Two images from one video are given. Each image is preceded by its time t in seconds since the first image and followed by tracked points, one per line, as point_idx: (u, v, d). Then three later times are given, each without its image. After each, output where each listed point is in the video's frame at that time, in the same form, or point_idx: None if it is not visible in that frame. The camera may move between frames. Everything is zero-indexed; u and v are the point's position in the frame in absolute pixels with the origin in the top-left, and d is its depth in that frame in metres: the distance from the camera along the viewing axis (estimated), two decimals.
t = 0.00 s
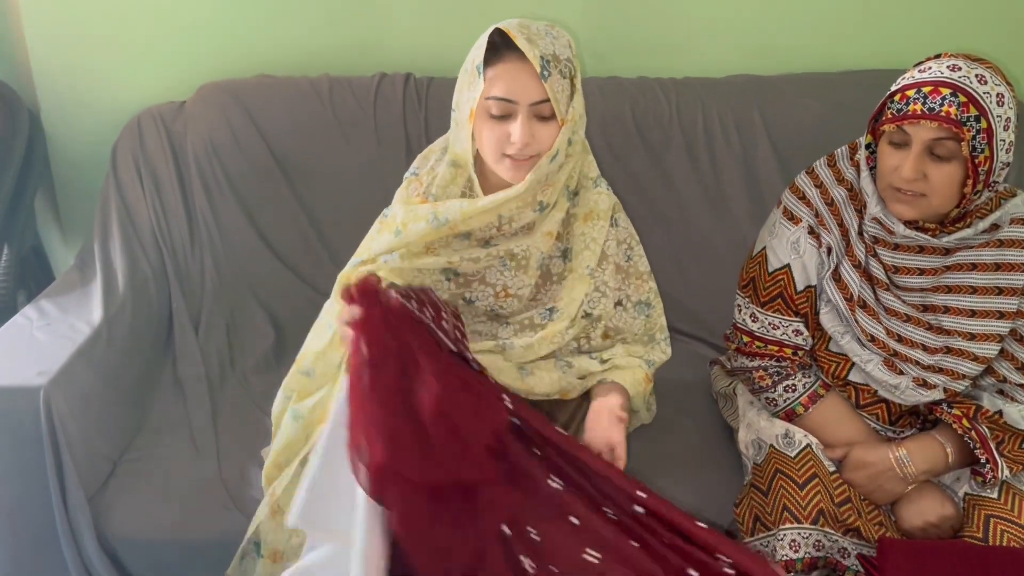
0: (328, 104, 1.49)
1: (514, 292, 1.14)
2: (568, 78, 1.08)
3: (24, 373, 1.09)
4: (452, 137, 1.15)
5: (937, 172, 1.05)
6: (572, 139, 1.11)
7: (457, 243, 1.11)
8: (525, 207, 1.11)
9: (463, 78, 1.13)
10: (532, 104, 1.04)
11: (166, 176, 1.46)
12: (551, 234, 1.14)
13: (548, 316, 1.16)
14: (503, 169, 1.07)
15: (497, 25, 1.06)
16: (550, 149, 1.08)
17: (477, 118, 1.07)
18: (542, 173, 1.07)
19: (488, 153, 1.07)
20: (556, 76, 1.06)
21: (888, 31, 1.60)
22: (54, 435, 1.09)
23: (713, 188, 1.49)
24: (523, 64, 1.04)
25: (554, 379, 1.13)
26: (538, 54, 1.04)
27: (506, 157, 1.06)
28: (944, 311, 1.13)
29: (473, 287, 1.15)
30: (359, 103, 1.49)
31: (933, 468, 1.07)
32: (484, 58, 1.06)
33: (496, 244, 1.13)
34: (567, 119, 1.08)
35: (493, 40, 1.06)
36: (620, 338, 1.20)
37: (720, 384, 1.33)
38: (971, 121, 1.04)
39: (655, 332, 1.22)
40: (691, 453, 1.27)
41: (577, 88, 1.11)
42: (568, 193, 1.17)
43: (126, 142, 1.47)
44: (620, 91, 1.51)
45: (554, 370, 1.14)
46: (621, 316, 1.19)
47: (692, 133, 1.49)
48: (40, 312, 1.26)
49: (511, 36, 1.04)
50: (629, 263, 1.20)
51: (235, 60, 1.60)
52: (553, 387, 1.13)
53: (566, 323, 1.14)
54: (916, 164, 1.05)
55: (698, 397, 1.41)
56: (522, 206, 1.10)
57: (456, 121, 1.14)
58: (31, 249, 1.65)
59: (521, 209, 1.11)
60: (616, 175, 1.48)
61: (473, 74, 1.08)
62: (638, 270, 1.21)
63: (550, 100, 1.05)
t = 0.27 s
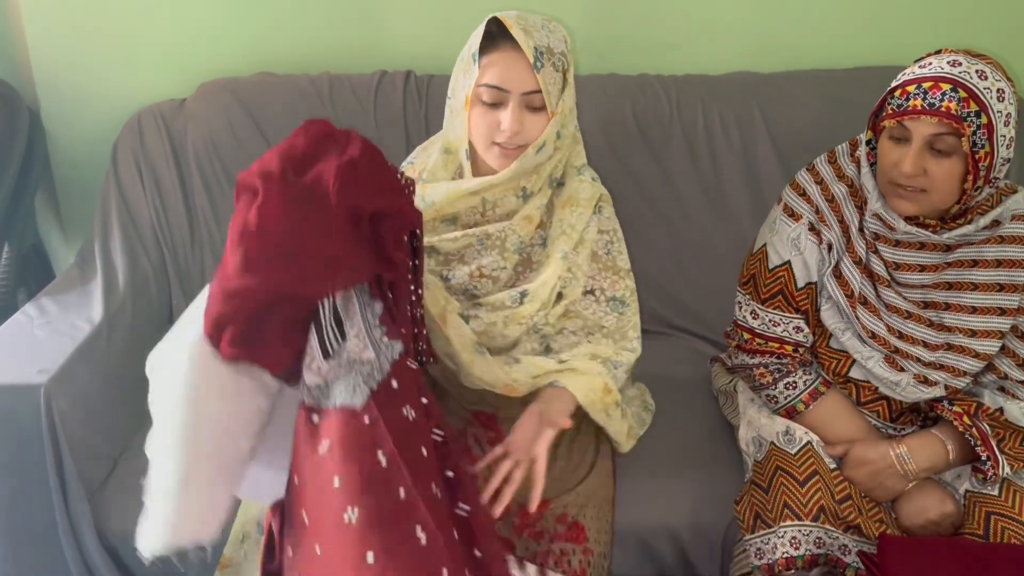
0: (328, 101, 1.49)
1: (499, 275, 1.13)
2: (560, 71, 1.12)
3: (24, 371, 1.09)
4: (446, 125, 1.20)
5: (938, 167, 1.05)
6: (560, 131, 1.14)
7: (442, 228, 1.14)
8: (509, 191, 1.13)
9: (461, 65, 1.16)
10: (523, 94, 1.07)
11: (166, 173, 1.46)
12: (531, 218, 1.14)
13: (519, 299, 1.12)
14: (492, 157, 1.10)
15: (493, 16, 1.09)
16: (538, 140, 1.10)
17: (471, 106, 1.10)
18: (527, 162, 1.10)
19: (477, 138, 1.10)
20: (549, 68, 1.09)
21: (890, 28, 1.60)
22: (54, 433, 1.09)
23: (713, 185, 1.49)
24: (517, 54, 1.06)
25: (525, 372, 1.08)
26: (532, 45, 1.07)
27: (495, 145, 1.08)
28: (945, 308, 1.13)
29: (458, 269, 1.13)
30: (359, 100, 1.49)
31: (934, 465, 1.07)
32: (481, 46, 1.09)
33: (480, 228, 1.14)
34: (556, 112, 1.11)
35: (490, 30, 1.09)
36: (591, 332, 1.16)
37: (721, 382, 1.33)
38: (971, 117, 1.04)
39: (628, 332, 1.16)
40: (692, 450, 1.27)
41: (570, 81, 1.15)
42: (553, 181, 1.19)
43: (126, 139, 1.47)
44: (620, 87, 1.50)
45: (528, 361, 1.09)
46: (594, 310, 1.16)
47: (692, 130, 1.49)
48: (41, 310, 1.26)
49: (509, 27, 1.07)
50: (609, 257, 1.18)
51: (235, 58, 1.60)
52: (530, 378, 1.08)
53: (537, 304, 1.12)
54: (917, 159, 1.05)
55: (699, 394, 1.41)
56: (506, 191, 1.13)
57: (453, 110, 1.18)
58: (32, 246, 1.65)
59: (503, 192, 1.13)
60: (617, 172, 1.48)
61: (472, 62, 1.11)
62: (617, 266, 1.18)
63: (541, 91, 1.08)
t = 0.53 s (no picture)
0: (328, 100, 1.49)
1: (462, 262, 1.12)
2: (544, 76, 1.12)
3: (25, 369, 1.10)
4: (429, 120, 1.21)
5: (937, 164, 1.05)
6: (542, 135, 1.13)
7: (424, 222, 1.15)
8: (485, 186, 1.13)
9: (448, 63, 1.17)
10: (504, 97, 1.08)
11: (166, 169, 1.46)
12: (499, 214, 1.13)
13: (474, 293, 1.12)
14: (472, 154, 1.11)
15: (478, 17, 1.10)
16: (516, 142, 1.11)
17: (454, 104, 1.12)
18: (502, 163, 1.10)
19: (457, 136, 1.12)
20: (531, 73, 1.09)
21: (891, 26, 1.60)
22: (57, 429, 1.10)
23: (714, 183, 1.48)
24: (498, 58, 1.08)
25: (454, 359, 1.04)
26: (513, 51, 1.07)
27: (474, 144, 1.10)
28: (946, 306, 1.13)
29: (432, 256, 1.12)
30: (358, 98, 1.49)
31: (935, 463, 1.07)
32: (466, 46, 1.11)
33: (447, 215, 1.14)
34: (536, 116, 1.11)
35: (474, 31, 1.11)
36: (530, 324, 1.10)
37: (721, 379, 1.33)
38: (971, 113, 1.03)
39: (575, 332, 1.11)
40: (692, 448, 1.27)
41: (554, 87, 1.14)
42: (530, 177, 1.16)
43: (127, 136, 1.47)
44: (619, 85, 1.50)
45: (460, 350, 1.05)
46: (547, 310, 1.10)
47: (693, 128, 1.49)
48: (42, 307, 1.27)
49: (489, 29, 1.08)
50: (569, 253, 1.13)
51: (235, 56, 1.60)
52: (458, 363, 1.04)
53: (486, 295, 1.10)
54: (916, 156, 1.05)
55: (701, 392, 1.41)
56: (481, 185, 1.13)
57: (441, 100, 1.18)
58: (32, 244, 1.65)
59: (479, 185, 1.12)
60: (617, 170, 1.48)
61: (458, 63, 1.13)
62: (575, 265, 1.12)
63: (521, 95, 1.09)
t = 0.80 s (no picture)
0: (329, 99, 1.48)
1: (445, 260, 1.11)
2: (533, 78, 1.11)
3: (27, 366, 1.10)
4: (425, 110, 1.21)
5: (939, 161, 1.05)
6: (530, 135, 1.12)
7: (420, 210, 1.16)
8: (473, 182, 1.13)
9: (441, 60, 1.16)
10: (490, 99, 1.07)
11: (169, 168, 1.46)
12: (480, 204, 1.12)
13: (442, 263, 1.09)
14: (460, 153, 1.12)
15: (466, 16, 1.08)
16: (504, 142, 1.11)
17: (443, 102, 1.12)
18: (488, 164, 1.10)
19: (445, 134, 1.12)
20: (519, 74, 1.08)
21: (892, 24, 1.60)
22: (58, 427, 1.10)
23: (715, 181, 1.48)
24: (486, 60, 1.06)
25: (411, 280, 0.94)
26: (501, 53, 1.06)
27: (461, 144, 1.10)
28: (948, 303, 1.13)
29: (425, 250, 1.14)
30: (359, 97, 1.49)
31: (937, 460, 1.07)
32: (454, 46, 1.10)
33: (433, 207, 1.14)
34: (524, 116, 1.10)
35: (463, 31, 1.10)
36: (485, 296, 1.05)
37: (723, 377, 1.34)
38: (972, 111, 1.03)
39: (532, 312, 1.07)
40: (695, 445, 1.27)
41: (544, 88, 1.12)
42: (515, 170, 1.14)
43: (129, 134, 1.47)
44: (620, 83, 1.50)
45: (421, 268, 0.96)
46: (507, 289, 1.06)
47: (693, 126, 1.49)
48: (44, 305, 1.27)
49: (475, 29, 1.07)
50: (544, 239, 1.08)
51: (236, 55, 1.60)
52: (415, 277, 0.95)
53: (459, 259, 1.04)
54: (918, 154, 1.05)
55: (702, 390, 1.41)
56: (471, 180, 1.13)
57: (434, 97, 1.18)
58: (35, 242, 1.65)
59: (468, 183, 1.13)
60: (617, 168, 1.48)
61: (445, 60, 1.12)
62: (547, 251, 1.08)
63: (509, 98, 1.08)
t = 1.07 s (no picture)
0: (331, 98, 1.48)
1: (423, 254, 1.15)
2: (525, 78, 1.12)
3: (30, 364, 1.10)
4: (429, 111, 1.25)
5: (940, 159, 1.05)
6: (523, 137, 1.14)
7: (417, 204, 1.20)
8: (467, 180, 1.17)
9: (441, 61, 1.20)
10: (481, 99, 1.10)
11: (170, 165, 1.46)
12: (470, 200, 1.16)
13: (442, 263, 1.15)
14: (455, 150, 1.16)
15: (458, 20, 1.12)
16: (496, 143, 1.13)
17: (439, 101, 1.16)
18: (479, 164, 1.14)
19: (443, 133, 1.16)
20: (508, 75, 1.10)
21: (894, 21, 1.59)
22: (60, 424, 1.10)
23: (717, 178, 1.48)
24: (476, 62, 1.09)
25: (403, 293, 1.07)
26: (489, 55, 1.09)
27: (455, 141, 1.14)
28: (950, 301, 1.12)
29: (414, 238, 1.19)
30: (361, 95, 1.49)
31: (939, 458, 1.07)
32: (448, 48, 1.14)
33: (430, 200, 1.19)
34: (515, 117, 1.12)
35: (458, 34, 1.13)
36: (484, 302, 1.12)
37: (727, 375, 1.34)
38: (975, 108, 1.03)
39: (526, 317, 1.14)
40: (697, 443, 1.27)
41: (535, 89, 1.14)
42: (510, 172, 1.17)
43: (131, 132, 1.47)
44: (622, 81, 1.50)
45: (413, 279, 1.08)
46: (502, 291, 1.12)
47: (695, 123, 1.49)
48: (46, 303, 1.27)
49: (467, 33, 1.10)
50: (542, 245, 1.13)
51: (239, 53, 1.60)
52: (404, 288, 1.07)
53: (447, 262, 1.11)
54: (919, 152, 1.05)
55: (704, 388, 1.41)
56: (465, 179, 1.17)
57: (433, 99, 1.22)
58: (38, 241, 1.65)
59: (462, 181, 1.17)
60: (619, 166, 1.48)
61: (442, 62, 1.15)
62: (546, 258, 1.14)
63: (499, 99, 1.10)
